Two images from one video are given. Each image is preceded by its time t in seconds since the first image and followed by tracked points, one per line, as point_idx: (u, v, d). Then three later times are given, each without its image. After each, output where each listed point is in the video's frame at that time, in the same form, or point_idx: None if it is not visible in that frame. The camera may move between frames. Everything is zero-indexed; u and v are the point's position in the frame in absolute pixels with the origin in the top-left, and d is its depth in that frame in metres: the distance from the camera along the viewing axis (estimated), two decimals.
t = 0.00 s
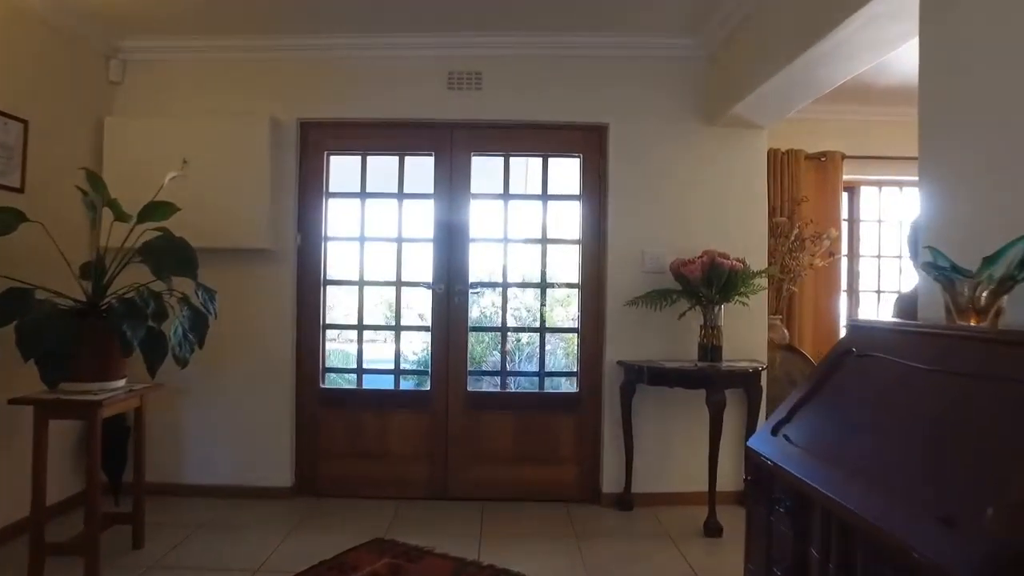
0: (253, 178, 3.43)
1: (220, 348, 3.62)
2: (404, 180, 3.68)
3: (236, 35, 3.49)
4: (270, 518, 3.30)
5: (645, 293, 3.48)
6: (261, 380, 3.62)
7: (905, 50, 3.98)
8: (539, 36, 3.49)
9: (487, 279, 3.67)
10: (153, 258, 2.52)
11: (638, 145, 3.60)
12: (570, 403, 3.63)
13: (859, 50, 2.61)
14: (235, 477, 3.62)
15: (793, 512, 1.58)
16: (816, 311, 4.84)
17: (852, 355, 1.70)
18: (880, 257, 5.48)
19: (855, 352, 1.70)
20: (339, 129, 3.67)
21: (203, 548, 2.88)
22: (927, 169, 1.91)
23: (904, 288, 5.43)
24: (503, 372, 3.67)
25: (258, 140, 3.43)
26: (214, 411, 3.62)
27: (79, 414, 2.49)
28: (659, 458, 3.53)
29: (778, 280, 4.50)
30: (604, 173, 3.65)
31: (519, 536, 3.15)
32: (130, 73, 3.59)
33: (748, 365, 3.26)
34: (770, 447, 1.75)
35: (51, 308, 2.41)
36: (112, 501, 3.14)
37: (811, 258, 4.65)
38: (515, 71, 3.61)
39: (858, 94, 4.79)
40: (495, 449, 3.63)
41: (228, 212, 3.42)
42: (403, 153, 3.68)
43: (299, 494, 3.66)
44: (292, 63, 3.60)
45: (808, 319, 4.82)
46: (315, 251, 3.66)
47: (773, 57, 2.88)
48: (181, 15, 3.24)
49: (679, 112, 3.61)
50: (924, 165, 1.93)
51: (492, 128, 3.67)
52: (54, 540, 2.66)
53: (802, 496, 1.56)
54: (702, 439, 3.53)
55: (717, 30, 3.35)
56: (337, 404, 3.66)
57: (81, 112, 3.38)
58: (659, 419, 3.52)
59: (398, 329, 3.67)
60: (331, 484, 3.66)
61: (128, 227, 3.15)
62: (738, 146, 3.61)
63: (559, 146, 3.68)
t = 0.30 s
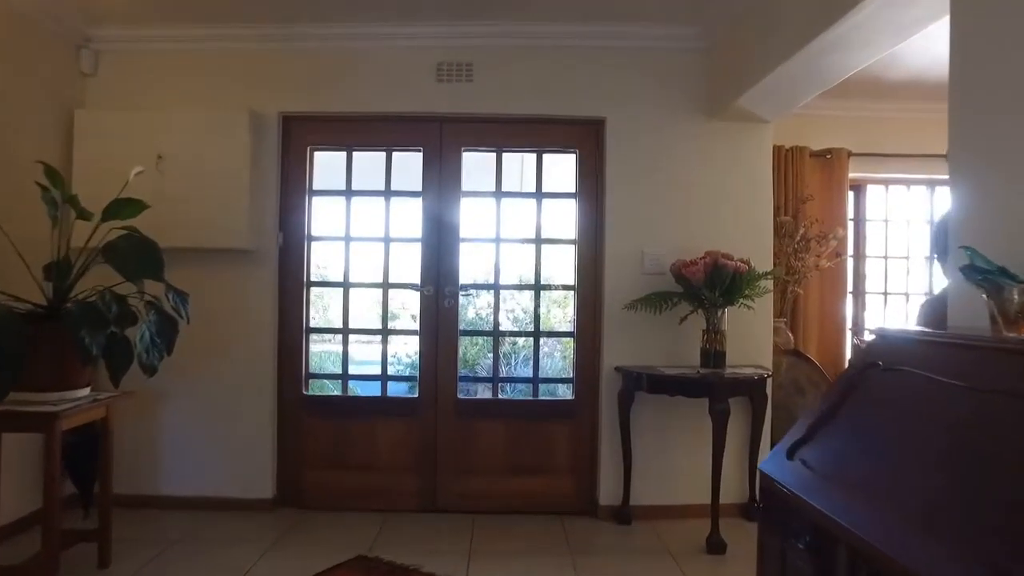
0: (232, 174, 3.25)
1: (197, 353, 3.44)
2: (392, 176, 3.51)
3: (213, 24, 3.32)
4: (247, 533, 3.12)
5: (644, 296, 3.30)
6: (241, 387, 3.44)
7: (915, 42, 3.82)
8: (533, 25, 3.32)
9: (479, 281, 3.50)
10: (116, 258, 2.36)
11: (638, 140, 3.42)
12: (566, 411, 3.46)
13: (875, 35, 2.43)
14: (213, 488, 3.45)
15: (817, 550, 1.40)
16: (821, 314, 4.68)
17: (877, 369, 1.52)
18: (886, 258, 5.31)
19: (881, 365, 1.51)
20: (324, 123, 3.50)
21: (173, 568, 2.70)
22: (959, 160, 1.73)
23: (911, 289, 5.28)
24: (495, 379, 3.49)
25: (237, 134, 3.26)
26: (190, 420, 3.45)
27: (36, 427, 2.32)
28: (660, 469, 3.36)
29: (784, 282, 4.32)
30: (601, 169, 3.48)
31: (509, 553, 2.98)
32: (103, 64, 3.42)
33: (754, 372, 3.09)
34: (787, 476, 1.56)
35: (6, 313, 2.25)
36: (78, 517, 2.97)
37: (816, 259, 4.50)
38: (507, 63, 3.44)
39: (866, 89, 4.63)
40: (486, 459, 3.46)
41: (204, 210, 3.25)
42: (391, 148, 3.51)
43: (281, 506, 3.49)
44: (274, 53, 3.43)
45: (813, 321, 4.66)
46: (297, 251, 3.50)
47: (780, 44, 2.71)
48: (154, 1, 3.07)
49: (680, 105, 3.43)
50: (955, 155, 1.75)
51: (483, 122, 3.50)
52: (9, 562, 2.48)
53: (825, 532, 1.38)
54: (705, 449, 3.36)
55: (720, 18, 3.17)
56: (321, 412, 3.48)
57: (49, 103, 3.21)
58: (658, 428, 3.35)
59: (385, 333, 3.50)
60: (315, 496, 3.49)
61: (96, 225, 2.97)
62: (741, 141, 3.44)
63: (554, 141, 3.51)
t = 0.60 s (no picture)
0: (212, 165, 3.07)
1: (177, 355, 3.26)
2: (383, 168, 3.34)
3: (194, 7, 3.14)
4: (227, 545, 2.94)
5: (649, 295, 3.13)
6: (223, 390, 3.26)
7: (932, 28, 3.67)
8: (532, 8, 3.15)
9: (475, 279, 3.32)
10: (79, 253, 2.18)
11: (642, 130, 3.25)
12: (566, 416, 3.29)
13: (902, 13, 2.26)
14: (193, 497, 3.26)
15: None
16: (831, 313, 4.51)
17: (929, 375, 1.34)
18: (897, 257, 5.18)
19: (933, 370, 1.33)
20: (312, 113, 3.33)
21: None
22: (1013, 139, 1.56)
23: (922, 288, 5.17)
24: (491, 383, 3.32)
25: (218, 122, 3.07)
26: (169, 425, 3.26)
27: None
28: (666, 477, 3.18)
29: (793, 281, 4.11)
30: (603, 161, 3.31)
31: (507, 567, 2.80)
32: (78, 49, 3.24)
33: (766, 374, 2.92)
34: (821, 493, 1.40)
35: None
36: (47, 529, 2.78)
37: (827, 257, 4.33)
38: (505, 48, 3.26)
39: (879, 79, 4.52)
40: (482, 466, 3.29)
41: (183, 203, 3.07)
42: (382, 139, 3.34)
43: (267, 517, 3.31)
44: (258, 38, 3.25)
45: (823, 321, 4.50)
46: (283, 247, 3.32)
47: (796, 23, 2.53)
48: None
49: (686, 93, 3.26)
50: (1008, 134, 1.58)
51: (480, 111, 3.33)
52: None
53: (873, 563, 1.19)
54: (713, 456, 3.18)
55: None
56: (308, 416, 3.31)
57: (19, 90, 3.03)
58: (663, 434, 3.17)
59: (376, 333, 3.33)
60: (303, 506, 3.30)
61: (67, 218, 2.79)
62: (751, 132, 3.27)
63: (554, 132, 3.34)
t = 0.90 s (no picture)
0: (189, 157, 2.88)
1: (152, 360, 3.08)
2: (373, 163, 3.16)
3: None
4: (205, 564, 2.75)
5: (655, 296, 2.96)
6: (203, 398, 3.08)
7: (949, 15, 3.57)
8: None
9: (470, 278, 3.15)
10: (37, 253, 2.01)
11: (645, 122, 3.08)
12: (566, 424, 3.12)
13: None
14: (169, 511, 3.07)
15: None
16: (839, 315, 4.37)
17: (1001, 390, 1.16)
18: (907, 256, 5.17)
19: (1006, 385, 1.16)
20: (298, 103, 3.16)
21: None
22: None
23: (931, 288, 5.17)
24: (487, 389, 3.14)
25: (195, 111, 2.89)
26: (144, 435, 3.08)
27: None
28: (673, 489, 3.01)
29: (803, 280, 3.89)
30: (604, 156, 3.14)
31: None
32: (46, 34, 3.06)
33: (780, 381, 2.75)
34: (870, 526, 1.22)
35: None
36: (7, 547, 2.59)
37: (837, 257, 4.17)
38: (501, 36, 3.09)
39: (889, 72, 4.42)
40: (477, 477, 3.11)
41: (158, 197, 2.88)
42: (372, 131, 3.17)
43: (250, 531, 3.12)
44: (239, 24, 3.07)
45: (832, 321, 4.37)
46: (268, 245, 3.14)
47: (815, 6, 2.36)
48: None
49: (692, 83, 3.09)
50: None
51: (475, 103, 3.16)
52: None
53: None
54: (722, 467, 3.01)
55: None
56: (293, 425, 3.13)
57: None
58: (669, 444, 3.00)
59: (364, 337, 3.15)
60: (289, 519, 3.13)
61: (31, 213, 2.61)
62: (762, 124, 3.10)
63: (553, 125, 3.17)
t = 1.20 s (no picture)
0: (155, 148, 2.71)
1: (117, 364, 2.90)
2: (353, 156, 3.00)
3: None
4: None
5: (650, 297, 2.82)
6: (171, 404, 2.91)
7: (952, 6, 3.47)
8: None
9: (455, 278, 2.99)
10: None
11: (639, 114, 2.94)
12: (556, 431, 2.97)
13: None
14: (136, 524, 2.90)
15: None
16: (837, 317, 4.26)
17: None
18: (904, 256, 5.07)
19: None
20: (273, 93, 2.99)
21: None
22: None
23: (928, 289, 5.08)
24: (474, 394, 2.99)
25: (161, 100, 2.71)
26: (108, 444, 2.90)
27: None
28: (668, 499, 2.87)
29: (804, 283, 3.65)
30: (596, 150, 3.00)
31: None
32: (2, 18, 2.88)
33: (781, 386, 2.62)
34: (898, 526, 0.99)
35: None
36: None
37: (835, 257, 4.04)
38: (488, 23, 2.94)
39: (887, 65, 4.33)
40: (463, 487, 2.96)
41: (121, 191, 2.70)
42: (352, 123, 3.00)
43: (222, 546, 2.95)
44: (210, 9, 2.90)
45: (829, 322, 4.25)
46: (241, 243, 2.98)
47: None
48: None
49: (688, 74, 2.95)
50: None
51: (461, 94, 3.01)
52: None
53: None
54: (720, 475, 2.88)
55: None
56: (269, 433, 2.97)
57: None
58: (664, 452, 2.86)
59: (344, 340, 2.99)
60: (264, 533, 2.96)
61: None
62: (761, 118, 2.97)
63: (543, 117, 3.02)
